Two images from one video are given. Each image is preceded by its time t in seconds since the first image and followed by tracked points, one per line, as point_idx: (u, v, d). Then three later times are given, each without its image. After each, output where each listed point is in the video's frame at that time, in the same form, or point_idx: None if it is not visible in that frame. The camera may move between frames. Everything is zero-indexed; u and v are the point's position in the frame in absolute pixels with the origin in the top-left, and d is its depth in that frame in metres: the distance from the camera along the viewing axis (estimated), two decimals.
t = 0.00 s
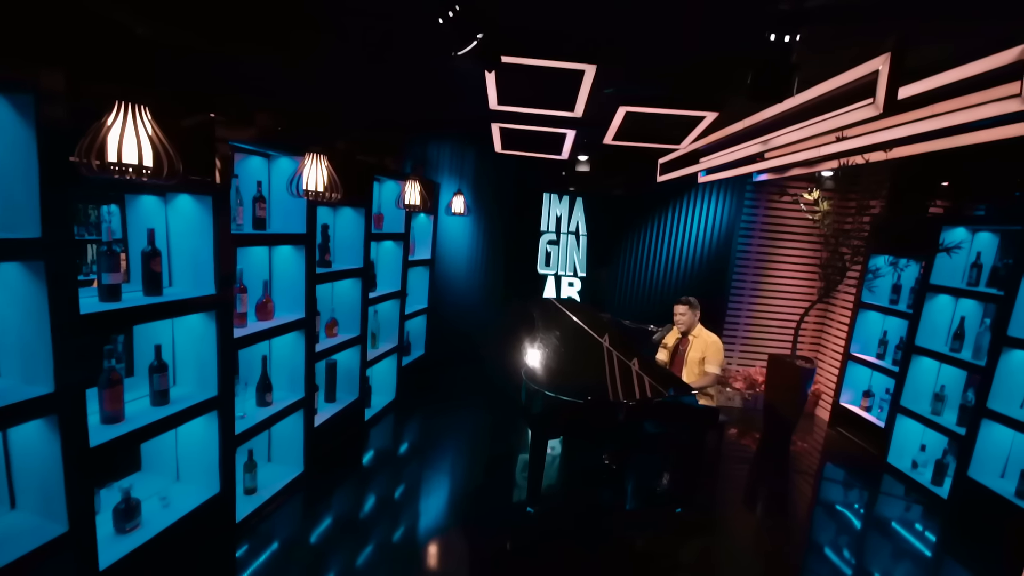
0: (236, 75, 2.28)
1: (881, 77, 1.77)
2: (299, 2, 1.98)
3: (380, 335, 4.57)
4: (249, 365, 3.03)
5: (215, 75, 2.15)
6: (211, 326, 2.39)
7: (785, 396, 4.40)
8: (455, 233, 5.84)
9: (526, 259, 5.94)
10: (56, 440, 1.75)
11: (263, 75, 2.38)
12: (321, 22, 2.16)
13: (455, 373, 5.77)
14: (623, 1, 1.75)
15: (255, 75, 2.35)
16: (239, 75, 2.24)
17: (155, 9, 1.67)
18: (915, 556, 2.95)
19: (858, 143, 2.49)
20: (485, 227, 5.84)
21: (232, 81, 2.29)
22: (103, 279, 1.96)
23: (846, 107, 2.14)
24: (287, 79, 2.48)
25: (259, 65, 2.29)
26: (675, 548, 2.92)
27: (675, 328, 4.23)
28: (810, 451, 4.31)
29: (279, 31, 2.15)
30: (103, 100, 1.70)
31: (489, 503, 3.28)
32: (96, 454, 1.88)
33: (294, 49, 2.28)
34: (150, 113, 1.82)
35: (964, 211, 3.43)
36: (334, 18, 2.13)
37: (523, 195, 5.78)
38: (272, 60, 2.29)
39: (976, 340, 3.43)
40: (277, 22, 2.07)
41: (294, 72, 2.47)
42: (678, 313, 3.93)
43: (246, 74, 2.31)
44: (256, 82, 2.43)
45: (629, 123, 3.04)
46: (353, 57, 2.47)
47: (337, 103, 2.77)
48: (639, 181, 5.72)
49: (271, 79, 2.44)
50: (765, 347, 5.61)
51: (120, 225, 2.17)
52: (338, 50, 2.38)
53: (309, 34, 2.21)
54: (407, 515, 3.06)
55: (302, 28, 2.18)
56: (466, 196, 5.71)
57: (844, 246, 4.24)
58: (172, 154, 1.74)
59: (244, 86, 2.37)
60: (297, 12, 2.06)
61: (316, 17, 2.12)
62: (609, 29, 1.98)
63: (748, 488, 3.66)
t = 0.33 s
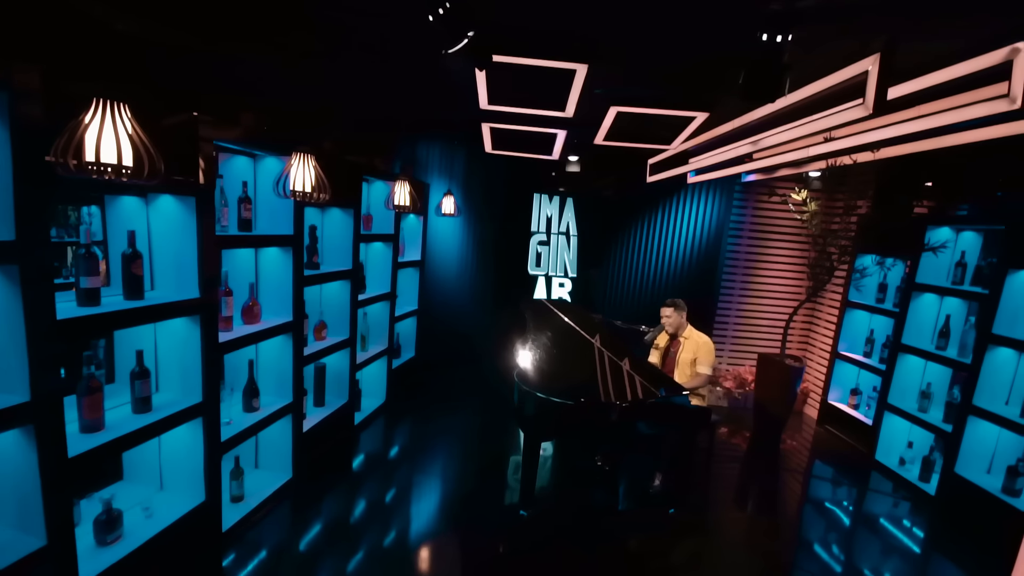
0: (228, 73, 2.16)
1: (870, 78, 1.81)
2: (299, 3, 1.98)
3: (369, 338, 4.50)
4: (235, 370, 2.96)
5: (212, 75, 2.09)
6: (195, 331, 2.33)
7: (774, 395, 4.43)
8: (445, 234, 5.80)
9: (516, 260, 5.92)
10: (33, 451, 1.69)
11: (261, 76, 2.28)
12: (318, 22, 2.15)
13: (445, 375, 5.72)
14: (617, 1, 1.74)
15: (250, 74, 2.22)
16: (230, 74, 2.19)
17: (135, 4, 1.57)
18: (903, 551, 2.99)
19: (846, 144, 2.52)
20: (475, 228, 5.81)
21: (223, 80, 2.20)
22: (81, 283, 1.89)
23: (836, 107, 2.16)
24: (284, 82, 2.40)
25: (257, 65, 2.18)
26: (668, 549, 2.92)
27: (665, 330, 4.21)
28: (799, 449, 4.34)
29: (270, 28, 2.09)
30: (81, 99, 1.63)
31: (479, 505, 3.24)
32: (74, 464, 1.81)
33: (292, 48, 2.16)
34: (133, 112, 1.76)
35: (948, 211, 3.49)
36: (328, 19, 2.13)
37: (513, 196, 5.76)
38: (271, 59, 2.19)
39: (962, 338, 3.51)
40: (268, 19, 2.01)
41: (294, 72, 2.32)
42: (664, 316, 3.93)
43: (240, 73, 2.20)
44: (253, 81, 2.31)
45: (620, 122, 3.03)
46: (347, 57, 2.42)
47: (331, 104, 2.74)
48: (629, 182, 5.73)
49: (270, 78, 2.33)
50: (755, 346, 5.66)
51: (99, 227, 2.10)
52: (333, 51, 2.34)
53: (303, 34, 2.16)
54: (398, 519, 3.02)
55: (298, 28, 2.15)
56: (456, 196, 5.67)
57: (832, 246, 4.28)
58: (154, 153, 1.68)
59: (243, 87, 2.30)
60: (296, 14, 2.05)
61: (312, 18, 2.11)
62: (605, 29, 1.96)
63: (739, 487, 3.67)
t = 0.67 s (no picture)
0: (233, 71, 2.34)
1: (861, 78, 1.84)
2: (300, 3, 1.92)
3: (360, 340, 4.44)
4: (221, 375, 2.89)
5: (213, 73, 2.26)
6: (180, 335, 2.27)
7: (765, 394, 4.46)
8: (435, 234, 5.76)
9: (507, 260, 5.89)
10: (9, 462, 1.62)
11: (261, 74, 2.43)
12: (318, 22, 2.08)
13: (437, 377, 5.68)
14: None
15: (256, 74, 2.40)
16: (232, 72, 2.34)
17: None
18: (894, 548, 3.02)
19: (836, 144, 2.55)
20: (465, 228, 5.78)
21: (216, 72, 2.28)
22: (60, 287, 1.82)
23: (827, 108, 2.20)
24: (284, 78, 2.50)
25: (260, 64, 2.31)
26: (662, 549, 2.92)
27: (657, 330, 4.22)
28: (789, 448, 4.37)
29: (262, 26, 2.04)
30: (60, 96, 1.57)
31: (472, 508, 3.21)
32: (54, 474, 1.74)
33: (292, 48, 2.22)
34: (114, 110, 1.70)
35: (932, 211, 3.55)
36: (331, 20, 2.06)
37: (504, 196, 5.74)
38: (271, 59, 2.29)
39: (948, 336, 3.56)
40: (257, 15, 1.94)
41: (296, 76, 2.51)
42: (656, 317, 3.94)
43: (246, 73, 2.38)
44: (254, 81, 2.50)
45: (612, 123, 3.02)
46: (344, 55, 2.37)
47: (330, 104, 2.91)
48: (620, 183, 5.74)
49: (270, 78, 2.49)
50: (745, 345, 5.70)
51: (79, 229, 2.03)
52: (328, 49, 2.30)
53: (296, 32, 2.12)
54: (390, 523, 2.99)
55: (295, 28, 2.11)
56: (446, 197, 5.63)
57: (821, 246, 4.32)
58: (135, 152, 1.61)
59: (243, 86, 2.50)
60: (294, 13, 1.99)
61: (310, 18, 2.07)
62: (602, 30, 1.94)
63: (731, 486, 3.68)
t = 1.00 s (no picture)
0: (232, 72, 2.30)
1: (851, 77, 1.86)
2: (301, 4, 1.87)
3: (349, 342, 4.38)
4: (207, 379, 2.82)
5: (212, 73, 2.22)
6: (163, 339, 2.20)
7: (755, 392, 4.49)
8: (426, 234, 5.71)
9: (498, 260, 5.86)
10: None
11: (260, 74, 2.38)
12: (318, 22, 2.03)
13: (429, 378, 5.65)
14: None
15: (254, 75, 2.37)
16: (231, 73, 2.30)
17: None
18: (883, 544, 3.05)
19: (824, 143, 2.56)
20: (456, 229, 5.74)
21: (215, 73, 2.24)
22: (36, 290, 1.76)
23: (817, 107, 2.20)
24: (283, 79, 2.45)
25: (259, 65, 2.27)
26: (655, 549, 2.91)
27: (649, 330, 4.22)
28: (779, 445, 4.41)
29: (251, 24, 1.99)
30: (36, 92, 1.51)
31: (464, 510, 3.18)
32: (32, 485, 1.67)
33: (292, 48, 2.16)
34: (92, 107, 1.64)
35: (917, 210, 3.61)
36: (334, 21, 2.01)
37: (494, 196, 5.71)
38: (270, 59, 2.24)
39: (935, 333, 3.61)
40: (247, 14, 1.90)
41: (294, 72, 2.39)
42: (648, 317, 3.93)
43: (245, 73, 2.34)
44: (251, 81, 2.43)
45: (604, 122, 3.01)
46: (340, 56, 2.33)
47: (327, 104, 2.82)
48: (611, 183, 5.74)
49: (267, 78, 2.42)
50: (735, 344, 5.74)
51: (58, 231, 1.96)
52: (325, 50, 2.24)
53: (294, 32, 2.06)
54: (381, 527, 2.94)
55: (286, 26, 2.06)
56: (436, 197, 5.59)
57: (809, 245, 4.37)
58: (114, 149, 1.57)
59: (241, 86, 2.44)
60: (293, 13, 1.94)
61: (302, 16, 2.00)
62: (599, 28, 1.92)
63: (722, 485, 3.69)
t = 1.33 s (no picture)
0: (231, 73, 2.22)
1: (841, 75, 1.86)
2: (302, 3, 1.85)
3: (339, 344, 4.32)
4: (192, 384, 2.74)
5: (208, 73, 2.13)
6: (145, 342, 2.13)
7: (745, 390, 4.52)
8: (416, 235, 5.66)
9: (488, 261, 5.83)
10: None
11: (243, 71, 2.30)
12: (320, 22, 2.00)
13: (420, 379, 5.60)
14: None
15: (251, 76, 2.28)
16: (229, 74, 2.21)
17: None
18: (872, 539, 3.08)
19: (814, 142, 2.58)
20: (446, 229, 5.70)
21: (213, 72, 2.16)
22: (12, 292, 1.69)
23: (807, 106, 2.21)
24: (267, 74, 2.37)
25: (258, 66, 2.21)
26: (648, 549, 2.90)
27: (641, 329, 4.23)
28: (769, 442, 4.45)
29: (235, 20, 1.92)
30: None
31: (456, 513, 3.14)
32: (7, 496, 1.60)
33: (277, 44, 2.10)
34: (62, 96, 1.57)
35: (902, 208, 3.66)
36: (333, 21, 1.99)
37: (484, 196, 5.68)
38: (269, 62, 2.18)
39: (921, 330, 3.66)
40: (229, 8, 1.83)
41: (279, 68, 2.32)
42: (641, 316, 3.94)
43: (243, 74, 2.26)
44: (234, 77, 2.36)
45: (595, 120, 2.99)
46: (325, 53, 2.27)
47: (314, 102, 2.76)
48: (601, 183, 5.73)
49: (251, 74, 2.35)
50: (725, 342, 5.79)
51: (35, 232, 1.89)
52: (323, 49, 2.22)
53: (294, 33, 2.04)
54: (372, 531, 2.90)
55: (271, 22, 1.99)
56: (426, 197, 5.54)
57: (798, 243, 4.41)
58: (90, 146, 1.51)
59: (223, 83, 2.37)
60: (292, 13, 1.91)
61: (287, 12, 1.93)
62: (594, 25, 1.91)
63: (713, 483, 3.70)
